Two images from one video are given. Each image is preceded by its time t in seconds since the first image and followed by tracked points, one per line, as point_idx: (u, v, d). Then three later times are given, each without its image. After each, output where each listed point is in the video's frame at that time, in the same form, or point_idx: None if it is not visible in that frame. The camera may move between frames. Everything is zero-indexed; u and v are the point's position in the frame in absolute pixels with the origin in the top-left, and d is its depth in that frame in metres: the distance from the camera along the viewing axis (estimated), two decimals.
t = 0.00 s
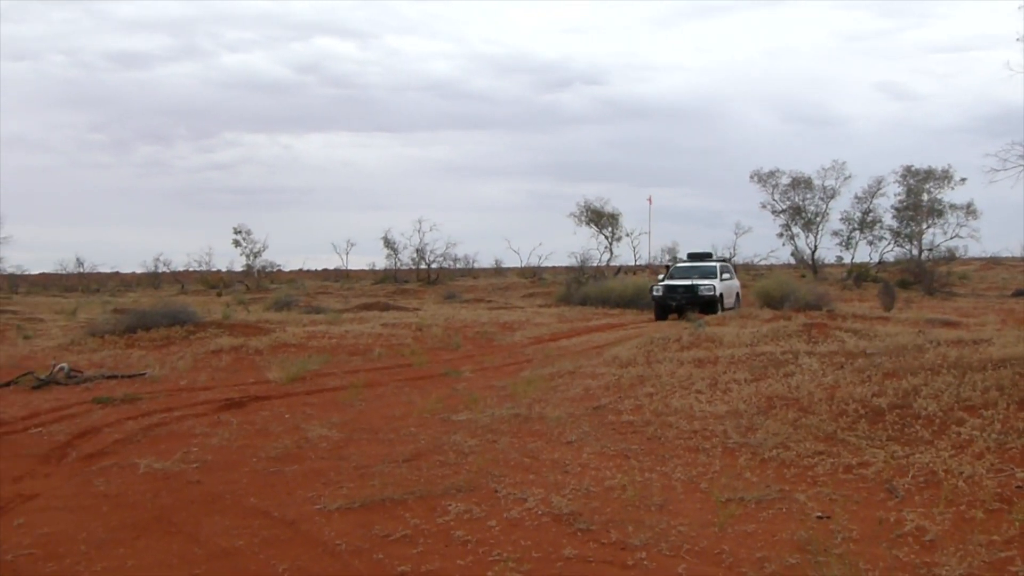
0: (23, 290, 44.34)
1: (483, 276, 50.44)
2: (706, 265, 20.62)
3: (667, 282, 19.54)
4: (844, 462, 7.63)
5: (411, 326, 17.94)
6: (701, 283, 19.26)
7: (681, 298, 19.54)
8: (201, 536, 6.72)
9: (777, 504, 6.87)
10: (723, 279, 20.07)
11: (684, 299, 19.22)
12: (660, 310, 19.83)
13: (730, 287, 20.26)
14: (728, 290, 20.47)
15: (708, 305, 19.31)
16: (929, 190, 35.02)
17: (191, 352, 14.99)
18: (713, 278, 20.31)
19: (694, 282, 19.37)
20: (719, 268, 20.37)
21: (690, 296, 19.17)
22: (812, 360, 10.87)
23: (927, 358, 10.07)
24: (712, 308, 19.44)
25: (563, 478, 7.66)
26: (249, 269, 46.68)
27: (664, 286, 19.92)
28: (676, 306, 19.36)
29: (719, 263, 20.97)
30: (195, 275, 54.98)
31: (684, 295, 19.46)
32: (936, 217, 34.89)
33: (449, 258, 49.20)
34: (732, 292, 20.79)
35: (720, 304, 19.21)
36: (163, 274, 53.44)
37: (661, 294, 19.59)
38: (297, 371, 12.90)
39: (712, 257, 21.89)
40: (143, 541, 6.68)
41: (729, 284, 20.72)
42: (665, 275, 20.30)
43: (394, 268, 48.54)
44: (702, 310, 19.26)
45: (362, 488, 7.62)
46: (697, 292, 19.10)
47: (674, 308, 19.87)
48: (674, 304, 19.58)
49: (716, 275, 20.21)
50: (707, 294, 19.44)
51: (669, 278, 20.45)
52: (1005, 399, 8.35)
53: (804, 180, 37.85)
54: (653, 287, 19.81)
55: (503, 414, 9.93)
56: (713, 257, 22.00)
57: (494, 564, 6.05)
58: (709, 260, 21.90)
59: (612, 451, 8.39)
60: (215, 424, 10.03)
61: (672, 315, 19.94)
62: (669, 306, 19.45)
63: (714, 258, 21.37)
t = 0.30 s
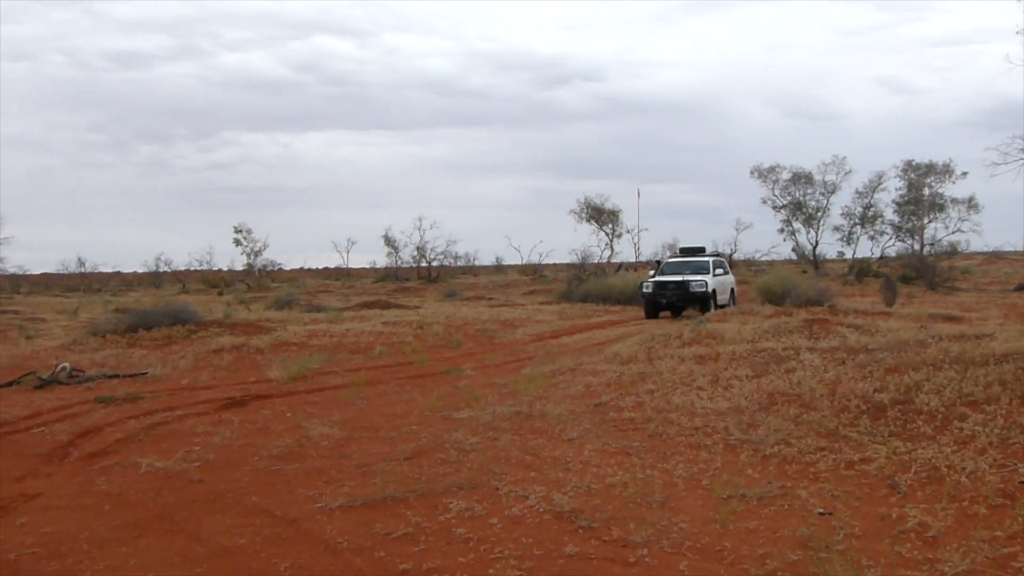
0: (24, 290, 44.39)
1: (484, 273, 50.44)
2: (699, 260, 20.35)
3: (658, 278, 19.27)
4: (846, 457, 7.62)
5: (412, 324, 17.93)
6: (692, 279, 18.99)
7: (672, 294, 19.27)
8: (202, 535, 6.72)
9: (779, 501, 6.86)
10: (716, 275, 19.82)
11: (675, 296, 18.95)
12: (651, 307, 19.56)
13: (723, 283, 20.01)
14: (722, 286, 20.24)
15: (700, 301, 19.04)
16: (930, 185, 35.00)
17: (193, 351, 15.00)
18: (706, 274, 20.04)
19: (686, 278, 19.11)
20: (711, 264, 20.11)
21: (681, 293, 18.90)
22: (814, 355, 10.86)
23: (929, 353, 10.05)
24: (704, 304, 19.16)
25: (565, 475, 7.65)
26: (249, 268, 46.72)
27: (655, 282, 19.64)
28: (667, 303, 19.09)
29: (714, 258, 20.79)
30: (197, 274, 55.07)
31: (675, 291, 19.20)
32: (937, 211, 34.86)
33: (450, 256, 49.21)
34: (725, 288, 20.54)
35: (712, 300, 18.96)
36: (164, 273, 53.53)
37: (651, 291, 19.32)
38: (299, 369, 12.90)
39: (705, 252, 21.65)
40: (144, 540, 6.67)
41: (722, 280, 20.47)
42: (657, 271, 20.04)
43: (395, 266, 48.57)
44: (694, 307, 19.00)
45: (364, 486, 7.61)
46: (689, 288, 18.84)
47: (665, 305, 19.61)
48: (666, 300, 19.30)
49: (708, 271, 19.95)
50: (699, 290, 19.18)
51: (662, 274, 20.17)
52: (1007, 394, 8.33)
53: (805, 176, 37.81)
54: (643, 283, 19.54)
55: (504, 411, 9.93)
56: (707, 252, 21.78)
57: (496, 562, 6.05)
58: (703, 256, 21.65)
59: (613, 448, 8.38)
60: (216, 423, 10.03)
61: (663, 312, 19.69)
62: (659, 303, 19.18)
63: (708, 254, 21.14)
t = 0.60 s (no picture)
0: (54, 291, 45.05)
1: (506, 277, 50.47)
2: (714, 264, 19.86)
3: (670, 283, 18.81)
4: (873, 464, 7.53)
5: (435, 327, 17.98)
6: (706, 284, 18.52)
7: (686, 299, 18.82)
8: (228, 535, 6.77)
9: (805, 507, 6.80)
10: (732, 279, 19.32)
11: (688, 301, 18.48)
12: (664, 312, 19.12)
13: (740, 287, 19.54)
14: (738, 290, 19.77)
15: (714, 307, 18.54)
16: (959, 189, 34.57)
17: (219, 352, 15.13)
18: (722, 277, 19.57)
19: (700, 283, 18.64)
20: (727, 267, 19.61)
21: (695, 298, 18.43)
22: (841, 361, 10.75)
23: (958, 359, 9.91)
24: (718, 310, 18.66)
25: (588, 479, 7.63)
26: (274, 270, 47.08)
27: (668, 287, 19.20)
28: (680, 308, 18.64)
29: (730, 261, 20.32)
30: (223, 276, 55.58)
31: (688, 296, 18.74)
32: (966, 216, 34.41)
33: (473, 259, 49.28)
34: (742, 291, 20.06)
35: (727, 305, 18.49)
36: (191, 276, 54.08)
37: (664, 296, 18.87)
38: (323, 372, 12.97)
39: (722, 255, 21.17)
40: (171, 540, 6.73)
41: (739, 283, 19.99)
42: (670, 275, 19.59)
43: (419, 269, 48.72)
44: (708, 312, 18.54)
45: (388, 488, 7.63)
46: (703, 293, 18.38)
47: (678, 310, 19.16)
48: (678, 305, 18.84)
49: (724, 274, 19.46)
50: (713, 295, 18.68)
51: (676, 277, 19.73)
52: None
53: (831, 179, 37.49)
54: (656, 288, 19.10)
55: (528, 414, 9.91)
56: (724, 254, 21.35)
57: (519, 565, 6.04)
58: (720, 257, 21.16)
59: (637, 452, 8.34)
60: (242, 424, 10.10)
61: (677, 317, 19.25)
62: (672, 308, 18.72)
63: (726, 256, 20.68)
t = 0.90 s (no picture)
0: (88, 292, 45.79)
1: (534, 279, 50.51)
2: (734, 266, 19.51)
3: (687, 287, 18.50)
4: (905, 470, 7.44)
5: (463, 329, 18.03)
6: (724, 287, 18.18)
7: (703, 303, 18.51)
8: (258, 535, 6.83)
9: (836, 513, 6.72)
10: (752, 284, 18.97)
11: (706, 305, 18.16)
12: (681, 316, 18.84)
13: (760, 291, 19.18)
14: (759, 294, 19.41)
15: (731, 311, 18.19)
16: (994, 191, 34.05)
17: (249, 354, 15.28)
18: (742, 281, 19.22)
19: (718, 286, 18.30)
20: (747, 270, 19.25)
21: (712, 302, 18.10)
22: (872, 365, 10.63)
23: (993, 364, 9.76)
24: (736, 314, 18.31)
25: (616, 483, 7.61)
26: (303, 272, 47.48)
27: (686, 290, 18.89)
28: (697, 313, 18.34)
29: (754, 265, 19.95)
30: (253, 278, 56.18)
31: (705, 300, 18.43)
32: (1001, 219, 33.87)
33: (501, 261, 49.37)
34: (763, 296, 19.69)
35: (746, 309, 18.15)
36: (222, 277, 54.71)
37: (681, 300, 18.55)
38: (352, 374, 13.06)
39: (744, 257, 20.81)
40: (202, 539, 6.80)
41: (760, 287, 19.61)
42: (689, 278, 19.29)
43: (446, 272, 48.90)
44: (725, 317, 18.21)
45: (415, 490, 7.66)
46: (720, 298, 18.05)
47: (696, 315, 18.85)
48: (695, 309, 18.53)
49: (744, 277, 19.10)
50: (732, 300, 18.33)
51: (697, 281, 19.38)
52: None
53: (862, 182, 37.10)
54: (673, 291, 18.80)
55: (555, 418, 9.90)
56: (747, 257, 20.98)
57: (547, 569, 6.03)
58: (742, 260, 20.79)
59: (665, 456, 8.30)
60: (271, 425, 10.19)
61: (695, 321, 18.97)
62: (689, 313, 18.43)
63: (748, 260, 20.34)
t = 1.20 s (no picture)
0: (115, 293, 46.32)
1: (557, 282, 50.61)
2: (748, 268, 19.04)
3: (698, 291, 18.05)
4: (933, 476, 7.34)
5: (485, 332, 18.04)
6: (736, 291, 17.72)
7: (715, 308, 18.01)
8: (282, 535, 6.87)
9: (862, 519, 6.65)
10: (766, 287, 18.46)
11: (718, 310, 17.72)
12: (692, 321, 18.41)
13: (776, 294, 18.70)
14: (775, 298, 18.94)
15: (744, 316, 17.69)
16: None
17: (272, 355, 15.35)
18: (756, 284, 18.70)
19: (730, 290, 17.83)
20: (762, 273, 18.78)
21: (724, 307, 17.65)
22: (899, 370, 10.51)
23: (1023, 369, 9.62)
24: (749, 319, 17.80)
25: (639, 486, 7.57)
26: (327, 274, 47.77)
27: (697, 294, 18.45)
28: (709, 318, 17.89)
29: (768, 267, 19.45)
30: (277, 279, 56.66)
31: (717, 305, 17.94)
32: None
33: (524, 264, 49.39)
34: (779, 299, 19.21)
35: (760, 314, 17.70)
36: (247, 279, 55.22)
37: (691, 305, 18.09)
38: (375, 375, 13.10)
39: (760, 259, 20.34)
40: (226, 539, 6.85)
41: (775, 290, 19.13)
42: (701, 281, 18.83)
43: (469, 274, 49.00)
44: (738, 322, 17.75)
45: (438, 492, 7.67)
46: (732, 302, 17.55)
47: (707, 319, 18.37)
48: (707, 314, 18.03)
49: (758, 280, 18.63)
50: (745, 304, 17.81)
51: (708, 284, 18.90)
52: None
53: (889, 185, 36.74)
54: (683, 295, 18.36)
55: (578, 420, 9.87)
56: (762, 258, 20.47)
57: (569, 571, 6.02)
58: (757, 262, 20.32)
59: (689, 460, 8.26)
60: (295, 426, 10.25)
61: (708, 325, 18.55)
62: (700, 318, 17.99)
63: (763, 261, 19.84)
